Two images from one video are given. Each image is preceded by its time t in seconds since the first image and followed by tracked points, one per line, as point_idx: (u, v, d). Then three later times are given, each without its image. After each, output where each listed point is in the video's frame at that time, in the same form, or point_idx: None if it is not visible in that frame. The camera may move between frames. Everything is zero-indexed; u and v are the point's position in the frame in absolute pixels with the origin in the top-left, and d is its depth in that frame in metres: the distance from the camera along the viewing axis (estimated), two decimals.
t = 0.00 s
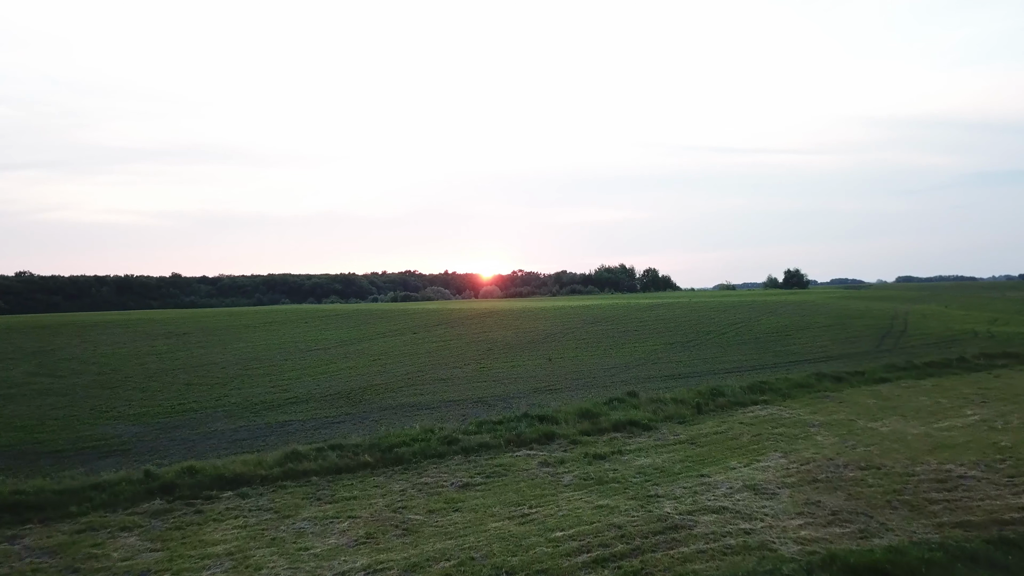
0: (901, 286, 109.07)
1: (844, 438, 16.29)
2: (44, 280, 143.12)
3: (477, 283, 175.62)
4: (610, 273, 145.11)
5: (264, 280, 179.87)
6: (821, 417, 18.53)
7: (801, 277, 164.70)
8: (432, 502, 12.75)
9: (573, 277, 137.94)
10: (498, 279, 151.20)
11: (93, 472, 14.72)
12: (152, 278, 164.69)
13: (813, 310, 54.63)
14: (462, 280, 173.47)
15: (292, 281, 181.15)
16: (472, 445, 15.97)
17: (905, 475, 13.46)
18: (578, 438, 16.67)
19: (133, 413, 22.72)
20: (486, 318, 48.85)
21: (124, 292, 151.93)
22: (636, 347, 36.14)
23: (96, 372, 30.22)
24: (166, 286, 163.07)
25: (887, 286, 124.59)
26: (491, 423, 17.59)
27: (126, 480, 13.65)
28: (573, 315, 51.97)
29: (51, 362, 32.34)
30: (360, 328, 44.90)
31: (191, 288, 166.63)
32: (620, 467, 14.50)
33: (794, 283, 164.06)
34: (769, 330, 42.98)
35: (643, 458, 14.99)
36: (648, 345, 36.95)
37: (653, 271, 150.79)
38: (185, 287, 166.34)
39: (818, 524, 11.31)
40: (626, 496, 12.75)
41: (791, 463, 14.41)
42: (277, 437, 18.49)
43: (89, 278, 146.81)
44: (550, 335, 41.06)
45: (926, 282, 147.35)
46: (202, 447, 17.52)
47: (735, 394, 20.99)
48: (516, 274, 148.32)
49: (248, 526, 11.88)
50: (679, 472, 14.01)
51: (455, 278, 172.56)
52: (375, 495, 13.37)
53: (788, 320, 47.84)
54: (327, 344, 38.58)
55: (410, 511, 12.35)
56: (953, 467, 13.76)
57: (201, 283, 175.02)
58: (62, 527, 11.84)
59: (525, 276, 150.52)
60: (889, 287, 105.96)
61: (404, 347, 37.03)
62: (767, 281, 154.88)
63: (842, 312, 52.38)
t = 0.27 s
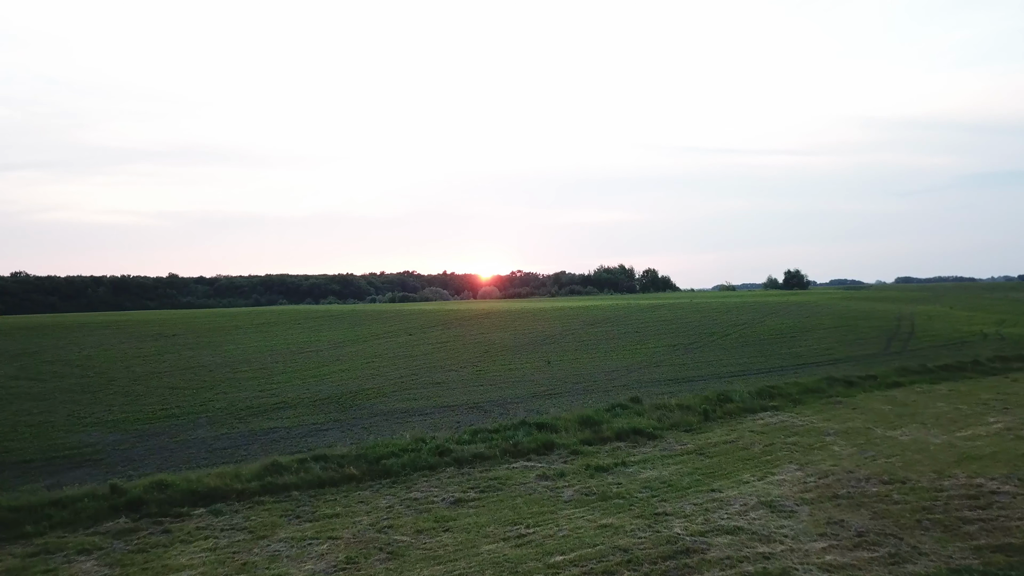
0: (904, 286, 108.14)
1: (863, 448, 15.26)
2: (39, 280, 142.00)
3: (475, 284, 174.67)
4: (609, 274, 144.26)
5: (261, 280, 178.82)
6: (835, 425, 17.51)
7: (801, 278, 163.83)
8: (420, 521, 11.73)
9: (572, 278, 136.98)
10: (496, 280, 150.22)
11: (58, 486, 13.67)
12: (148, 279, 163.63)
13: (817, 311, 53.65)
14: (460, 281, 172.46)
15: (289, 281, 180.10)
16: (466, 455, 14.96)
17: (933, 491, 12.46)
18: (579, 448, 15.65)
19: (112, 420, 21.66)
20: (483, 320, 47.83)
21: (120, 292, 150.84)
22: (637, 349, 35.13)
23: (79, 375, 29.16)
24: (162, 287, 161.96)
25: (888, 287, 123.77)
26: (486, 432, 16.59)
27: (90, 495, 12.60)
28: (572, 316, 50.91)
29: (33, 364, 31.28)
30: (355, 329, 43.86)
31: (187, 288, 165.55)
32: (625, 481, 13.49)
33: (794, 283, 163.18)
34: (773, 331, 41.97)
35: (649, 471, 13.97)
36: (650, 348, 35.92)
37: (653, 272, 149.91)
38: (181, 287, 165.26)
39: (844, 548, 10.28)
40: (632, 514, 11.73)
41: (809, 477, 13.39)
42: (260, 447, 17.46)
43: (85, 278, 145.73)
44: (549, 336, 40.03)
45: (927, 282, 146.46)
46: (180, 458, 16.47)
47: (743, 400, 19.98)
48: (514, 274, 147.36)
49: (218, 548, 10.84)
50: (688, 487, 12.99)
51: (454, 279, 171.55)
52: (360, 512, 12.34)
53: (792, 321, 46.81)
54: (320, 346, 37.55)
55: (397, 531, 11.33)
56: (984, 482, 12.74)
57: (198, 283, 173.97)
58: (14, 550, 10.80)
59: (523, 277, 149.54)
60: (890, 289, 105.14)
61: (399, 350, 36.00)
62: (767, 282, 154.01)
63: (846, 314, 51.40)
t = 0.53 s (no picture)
0: (906, 286, 107.13)
1: (884, 459, 14.23)
2: (34, 279, 140.89)
3: (474, 284, 173.72)
4: (608, 274, 143.32)
5: (258, 280, 177.73)
6: (852, 434, 16.49)
7: (802, 278, 162.94)
8: (406, 543, 10.69)
9: (571, 279, 135.99)
10: (495, 280, 149.27)
11: (16, 502, 12.63)
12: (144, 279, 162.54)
13: (821, 311, 52.65)
14: (459, 281, 171.45)
15: (287, 281, 179.06)
16: (459, 468, 13.95)
17: (966, 508, 11.43)
18: (580, 459, 14.65)
19: (88, 426, 20.61)
20: (481, 320, 46.77)
21: (116, 292, 149.72)
22: (639, 352, 34.09)
23: (60, 379, 28.10)
24: (158, 287, 160.88)
25: (889, 287, 122.94)
26: (481, 441, 15.58)
27: (47, 512, 11.57)
28: (571, 317, 49.86)
29: (14, 367, 30.22)
30: (350, 331, 42.83)
31: (184, 288, 164.48)
32: (629, 496, 12.47)
33: (794, 284, 162.24)
34: (777, 333, 40.98)
35: (656, 485, 12.96)
36: (652, 350, 34.90)
37: (652, 272, 148.99)
38: (178, 288, 164.18)
39: None
40: (639, 535, 10.70)
41: (829, 492, 12.36)
42: (241, 457, 16.43)
43: (81, 279, 144.63)
44: (548, 338, 38.98)
45: (928, 283, 145.57)
46: (153, 470, 15.44)
47: (753, 406, 18.97)
48: (513, 275, 146.37)
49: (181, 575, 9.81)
50: (698, 504, 11.96)
51: (452, 279, 170.53)
52: (341, 531, 11.31)
53: (796, 322, 45.79)
54: (312, 348, 36.50)
55: (380, 555, 10.29)
56: (1021, 498, 11.70)
57: (195, 283, 172.90)
58: None
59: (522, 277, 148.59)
60: (893, 289, 104.10)
61: (394, 352, 34.97)
62: (767, 283, 153.02)
63: (851, 314, 50.37)
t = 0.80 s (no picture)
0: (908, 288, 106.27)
1: (908, 471, 13.23)
2: (29, 279, 139.73)
3: (472, 285, 172.78)
4: (607, 275, 142.30)
5: (255, 280, 176.64)
6: (870, 443, 15.48)
7: (801, 279, 162.11)
8: (391, 569, 9.68)
9: (570, 279, 135.03)
10: (494, 281, 148.29)
11: None
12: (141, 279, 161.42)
13: (825, 312, 51.66)
14: (457, 282, 170.41)
15: (284, 282, 178.01)
16: (451, 482, 12.94)
17: (1005, 529, 10.43)
18: (581, 472, 13.64)
19: (63, 433, 19.57)
20: (478, 321, 45.75)
21: (112, 293, 148.60)
22: (640, 354, 33.07)
23: (40, 382, 27.04)
24: (155, 287, 159.78)
25: (891, 288, 121.99)
26: (475, 452, 14.57)
27: None
28: (570, 318, 48.86)
29: None
30: (343, 332, 41.81)
31: (181, 288, 163.40)
32: (636, 514, 11.47)
33: (794, 285, 161.37)
34: (781, 334, 39.98)
35: (664, 501, 11.95)
36: (653, 352, 33.90)
37: (651, 273, 148.05)
38: (175, 288, 163.04)
39: None
40: (648, 560, 9.68)
41: (853, 510, 11.36)
42: (219, 469, 15.38)
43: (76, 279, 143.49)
44: (546, 340, 37.96)
45: (929, 284, 144.65)
46: (124, 483, 14.40)
47: (763, 413, 17.96)
48: (512, 275, 145.38)
49: None
50: (712, 523, 10.95)
51: (450, 279, 169.53)
52: (320, 555, 10.29)
53: (801, 324, 44.81)
54: (304, 350, 35.48)
55: None
56: None
57: (191, 283, 171.77)
58: None
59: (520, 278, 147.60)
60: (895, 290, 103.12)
61: (388, 354, 33.95)
62: (767, 284, 152.11)
63: (856, 315, 49.36)
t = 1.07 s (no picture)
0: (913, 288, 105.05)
1: (936, 487, 12.21)
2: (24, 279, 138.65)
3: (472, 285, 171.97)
4: (607, 275, 141.16)
5: (253, 281, 175.59)
6: (891, 453, 14.47)
7: (802, 279, 161.23)
8: None
9: (569, 279, 134.03)
10: (493, 281, 147.32)
11: None
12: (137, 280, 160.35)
13: (830, 313, 50.69)
14: (456, 282, 169.35)
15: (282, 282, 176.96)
16: (441, 498, 11.93)
17: None
18: (583, 486, 12.62)
19: (35, 441, 18.54)
20: (475, 322, 44.72)
21: (108, 293, 147.51)
22: (642, 357, 32.10)
23: (19, 386, 26.01)
24: (152, 288, 158.72)
25: (894, 288, 120.98)
26: (469, 464, 13.56)
27: None
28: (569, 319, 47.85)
29: None
30: (338, 333, 40.84)
31: (178, 288, 162.37)
32: (643, 535, 10.45)
33: (794, 285, 160.48)
34: (787, 336, 38.99)
35: (673, 520, 10.94)
36: (656, 354, 32.88)
37: (651, 273, 147.26)
38: (172, 288, 161.97)
39: None
40: None
41: (881, 531, 10.34)
42: (194, 482, 14.39)
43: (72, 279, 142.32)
44: (544, 341, 36.99)
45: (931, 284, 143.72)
46: (90, 499, 13.38)
47: (775, 421, 16.95)
48: (511, 275, 144.38)
49: None
50: (727, 547, 9.93)
51: (449, 280, 168.54)
52: None
53: (806, 325, 43.81)
54: (296, 352, 34.44)
55: None
56: None
57: (188, 283, 170.69)
58: None
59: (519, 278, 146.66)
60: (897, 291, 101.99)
61: (382, 356, 33.00)
62: (767, 284, 151.18)
63: (861, 316, 48.37)
